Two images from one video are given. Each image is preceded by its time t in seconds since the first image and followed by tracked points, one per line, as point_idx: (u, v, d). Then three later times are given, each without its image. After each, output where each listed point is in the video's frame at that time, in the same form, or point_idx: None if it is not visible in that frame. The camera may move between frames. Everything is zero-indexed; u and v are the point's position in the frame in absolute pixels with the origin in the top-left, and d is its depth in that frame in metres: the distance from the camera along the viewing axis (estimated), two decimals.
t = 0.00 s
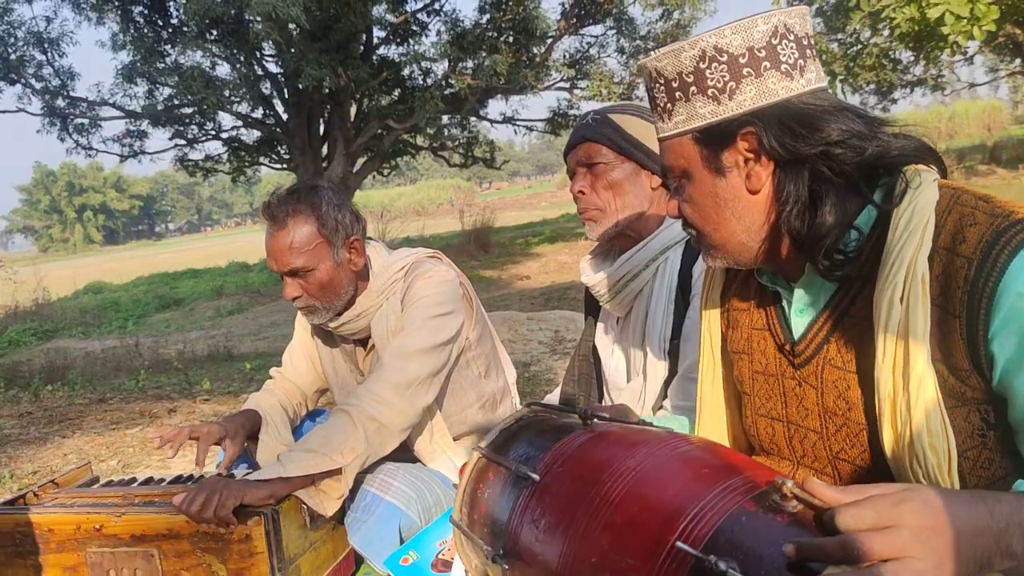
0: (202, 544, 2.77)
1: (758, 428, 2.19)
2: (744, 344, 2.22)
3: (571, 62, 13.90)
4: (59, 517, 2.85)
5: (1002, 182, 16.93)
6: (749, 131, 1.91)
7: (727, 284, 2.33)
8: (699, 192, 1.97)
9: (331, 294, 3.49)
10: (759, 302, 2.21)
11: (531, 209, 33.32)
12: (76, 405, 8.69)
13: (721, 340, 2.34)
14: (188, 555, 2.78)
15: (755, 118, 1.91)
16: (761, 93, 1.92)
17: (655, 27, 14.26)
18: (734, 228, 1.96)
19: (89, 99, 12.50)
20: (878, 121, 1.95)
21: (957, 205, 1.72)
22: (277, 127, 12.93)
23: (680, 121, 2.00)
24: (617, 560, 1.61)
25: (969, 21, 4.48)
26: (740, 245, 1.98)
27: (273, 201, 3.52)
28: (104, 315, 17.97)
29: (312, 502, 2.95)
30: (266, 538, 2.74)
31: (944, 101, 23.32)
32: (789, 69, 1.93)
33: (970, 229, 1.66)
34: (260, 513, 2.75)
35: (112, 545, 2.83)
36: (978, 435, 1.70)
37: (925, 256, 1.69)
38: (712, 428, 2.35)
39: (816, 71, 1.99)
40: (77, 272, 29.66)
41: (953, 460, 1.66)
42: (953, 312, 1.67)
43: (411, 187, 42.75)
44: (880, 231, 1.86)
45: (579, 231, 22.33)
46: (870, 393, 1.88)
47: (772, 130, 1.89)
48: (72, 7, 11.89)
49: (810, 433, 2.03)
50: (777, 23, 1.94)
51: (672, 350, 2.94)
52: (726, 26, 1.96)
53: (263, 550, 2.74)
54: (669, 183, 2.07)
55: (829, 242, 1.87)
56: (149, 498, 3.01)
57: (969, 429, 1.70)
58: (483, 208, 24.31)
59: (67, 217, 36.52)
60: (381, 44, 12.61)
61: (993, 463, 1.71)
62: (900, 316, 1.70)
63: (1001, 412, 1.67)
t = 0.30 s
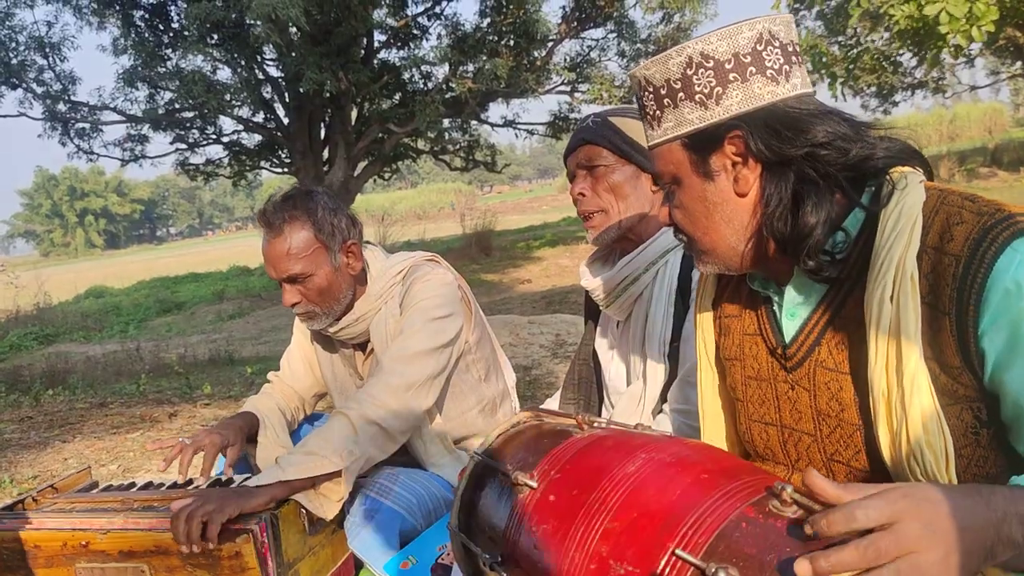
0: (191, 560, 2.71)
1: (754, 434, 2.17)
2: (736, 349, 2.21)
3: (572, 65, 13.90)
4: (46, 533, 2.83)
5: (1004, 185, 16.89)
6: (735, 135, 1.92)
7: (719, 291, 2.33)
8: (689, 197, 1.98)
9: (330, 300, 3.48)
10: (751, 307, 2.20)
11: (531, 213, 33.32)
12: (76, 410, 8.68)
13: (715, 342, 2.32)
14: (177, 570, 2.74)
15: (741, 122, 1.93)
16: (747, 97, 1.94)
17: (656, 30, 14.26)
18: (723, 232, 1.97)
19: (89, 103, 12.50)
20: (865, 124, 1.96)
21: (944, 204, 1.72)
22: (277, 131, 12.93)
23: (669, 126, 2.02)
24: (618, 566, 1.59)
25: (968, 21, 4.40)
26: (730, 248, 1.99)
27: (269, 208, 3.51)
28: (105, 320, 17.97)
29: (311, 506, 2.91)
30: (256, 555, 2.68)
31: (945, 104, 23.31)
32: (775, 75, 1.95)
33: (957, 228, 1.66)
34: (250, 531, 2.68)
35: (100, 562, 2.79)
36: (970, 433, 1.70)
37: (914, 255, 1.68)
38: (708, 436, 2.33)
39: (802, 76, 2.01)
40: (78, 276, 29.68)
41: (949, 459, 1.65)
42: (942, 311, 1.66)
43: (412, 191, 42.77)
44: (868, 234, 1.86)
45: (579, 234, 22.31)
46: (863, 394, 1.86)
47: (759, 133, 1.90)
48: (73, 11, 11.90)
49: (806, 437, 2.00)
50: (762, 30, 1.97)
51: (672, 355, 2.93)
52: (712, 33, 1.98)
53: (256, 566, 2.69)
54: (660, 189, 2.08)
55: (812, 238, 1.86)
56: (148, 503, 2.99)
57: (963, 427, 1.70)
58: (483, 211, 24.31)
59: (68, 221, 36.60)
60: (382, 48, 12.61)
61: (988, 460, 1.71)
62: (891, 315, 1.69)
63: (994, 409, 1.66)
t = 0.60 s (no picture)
0: (198, 560, 2.73)
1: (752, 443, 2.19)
2: (730, 360, 2.23)
3: (572, 71, 13.94)
4: (51, 535, 2.83)
5: (1004, 189, 16.90)
6: (718, 147, 1.91)
7: (711, 305, 2.35)
8: (676, 214, 1.97)
9: (341, 303, 3.49)
10: (742, 317, 2.21)
11: (532, 218, 33.36)
12: (78, 416, 8.68)
13: (710, 355, 2.33)
14: (183, 571, 2.75)
15: (724, 134, 1.92)
16: (725, 111, 1.94)
17: (656, 35, 14.28)
18: (714, 245, 1.96)
19: (91, 110, 12.52)
20: (839, 130, 2.00)
21: (924, 212, 1.72)
22: (279, 137, 12.95)
23: (651, 147, 2.00)
24: (626, 567, 1.58)
25: (968, 24, 4.40)
26: (722, 262, 1.97)
27: (271, 216, 3.52)
28: (106, 325, 17.99)
29: (311, 511, 2.90)
30: (262, 555, 2.70)
31: (944, 109, 23.34)
32: (750, 88, 1.97)
33: (936, 234, 1.66)
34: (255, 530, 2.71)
35: (105, 563, 2.80)
36: (958, 440, 1.68)
37: (896, 262, 1.70)
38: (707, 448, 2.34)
39: (776, 87, 2.03)
40: (79, 282, 29.69)
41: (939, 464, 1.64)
42: (923, 316, 1.66)
43: (412, 196, 42.82)
44: (852, 243, 1.89)
45: (580, 239, 22.33)
46: (851, 403, 1.90)
47: (739, 144, 1.90)
48: (74, 17, 11.93)
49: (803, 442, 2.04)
50: (734, 46, 1.99)
51: (672, 362, 2.93)
52: (686, 51, 1.99)
53: (260, 566, 2.71)
54: (648, 210, 2.07)
55: (801, 247, 1.86)
56: (148, 509, 3.00)
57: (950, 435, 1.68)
58: (484, 217, 24.32)
59: (69, 227, 36.68)
60: (382, 54, 12.63)
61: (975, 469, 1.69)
62: (873, 323, 1.72)
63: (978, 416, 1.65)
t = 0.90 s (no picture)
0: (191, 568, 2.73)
1: (739, 451, 2.19)
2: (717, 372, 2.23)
3: (568, 75, 13.97)
4: (44, 543, 2.83)
5: (999, 192, 16.95)
6: (679, 160, 2.01)
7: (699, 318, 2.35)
8: (649, 231, 2.05)
9: (332, 309, 3.50)
10: (726, 326, 2.21)
11: (529, 221, 33.40)
12: (74, 419, 8.67)
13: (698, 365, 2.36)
14: None
15: (683, 149, 2.02)
16: (682, 126, 2.05)
17: (652, 39, 14.32)
18: (687, 255, 2.03)
19: (87, 113, 12.53)
20: (796, 132, 2.06)
21: (888, 209, 1.77)
22: (275, 140, 12.96)
23: (619, 170, 2.11)
24: (621, 571, 1.59)
25: (963, 29, 4.43)
26: (698, 273, 2.05)
27: (264, 223, 3.53)
28: (102, 329, 17.97)
29: (307, 515, 2.92)
30: (254, 563, 2.70)
31: (940, 113, 23.41)
32: (704, 102, 2.08)
33: (899, 229, 1.71)
34: (247, 541, 2.70)
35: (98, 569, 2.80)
36: (934, 432, 1.70)
37: (860, 259, 1.75)
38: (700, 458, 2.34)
39: (731, 99, 2.13)
40: (75, 285, 29.65)
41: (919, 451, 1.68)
42: (890, 310, 1.69)
43: (408, 200, 42.82)
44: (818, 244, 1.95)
45: (577, 242, 22.35)
46: (828, 401, 1.89)
47: (698, 155, 1.99)
48: (71, 21, 11.94)
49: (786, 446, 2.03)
50: (685, 66, 2.11)
51: (669, 365, 2.95)
52: (639, 76, 2.12)
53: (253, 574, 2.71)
54: (624, 231, 2.15)
55: (753, 243, 1.91)
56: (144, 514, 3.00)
57: (926, 426, 1.71)
58: (481, 220, 24.34)
59: (65, 230, 36.66)
60: (380, 58, 12.64)
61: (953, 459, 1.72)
62: (841, 319, 1.77)
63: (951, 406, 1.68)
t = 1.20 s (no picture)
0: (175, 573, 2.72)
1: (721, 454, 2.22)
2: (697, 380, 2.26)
3: (560, 74, 13.96)
4: (28, 548, 2.82)
5: (989, 192, 17.02)
6: (637, 177, 2.05)
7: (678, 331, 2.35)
8: (618, 249, 2.07)
9: (318, 309, 3.48)
10: (698, 338, 2.23)
11: (521, 221, 33.41)
12: (63, 420, 8.61)
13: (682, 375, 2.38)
14: None
15: (639, 168, 2.06)
16: (637, 147, 2.10)
17: (643, 39, 14.34)
18: (651, 269, 2.04)
19: (76, 112, 12.46)
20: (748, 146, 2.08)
21: (838, 204, 1.83)
22: (266, 140, 12.91)
23: (582, 197, 2.14)
24: (616, 569, 1.59)
25: (952, 31, 4.45)
26: (666, 285, 2.06)
27: (253, 220, 3.52)
28: (92, 329, 17.88)
29: (297, 516, 2.91)
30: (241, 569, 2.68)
31: (930, 113, 23.50)
32: (656, 124, 2.13)
33: (846, 221, 1.77)
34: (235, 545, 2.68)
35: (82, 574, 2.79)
36: (900, 414, 1.74)
37: (815, 252, 1.79)
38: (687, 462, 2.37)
39: (681, 120, 2.18)
40: (65, 285, 29.50)
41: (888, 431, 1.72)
42: (844, 298, 1.73)
43: (400, 200, 42.77)
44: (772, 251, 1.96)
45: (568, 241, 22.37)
46: (795, 394, 1.94)
47: (653, 172, 2.04)
48: (60, 20, 11.86)
49: (765, 444, 2.06)
50: (635, 94, 2.17)
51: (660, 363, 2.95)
52: (592, 107, 2.18)
53: None
54: (594, 256, 2.18)
55: (702, 246, 1.95)
56: (132, 515, 2.97)
57: (893, 409, 1.74)
58: (472, 220, 24.32)
59: (54, 230, 36.47)
60: (371, 57, 12.61)
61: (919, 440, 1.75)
62: (799, 308, 1.81)
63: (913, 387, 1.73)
